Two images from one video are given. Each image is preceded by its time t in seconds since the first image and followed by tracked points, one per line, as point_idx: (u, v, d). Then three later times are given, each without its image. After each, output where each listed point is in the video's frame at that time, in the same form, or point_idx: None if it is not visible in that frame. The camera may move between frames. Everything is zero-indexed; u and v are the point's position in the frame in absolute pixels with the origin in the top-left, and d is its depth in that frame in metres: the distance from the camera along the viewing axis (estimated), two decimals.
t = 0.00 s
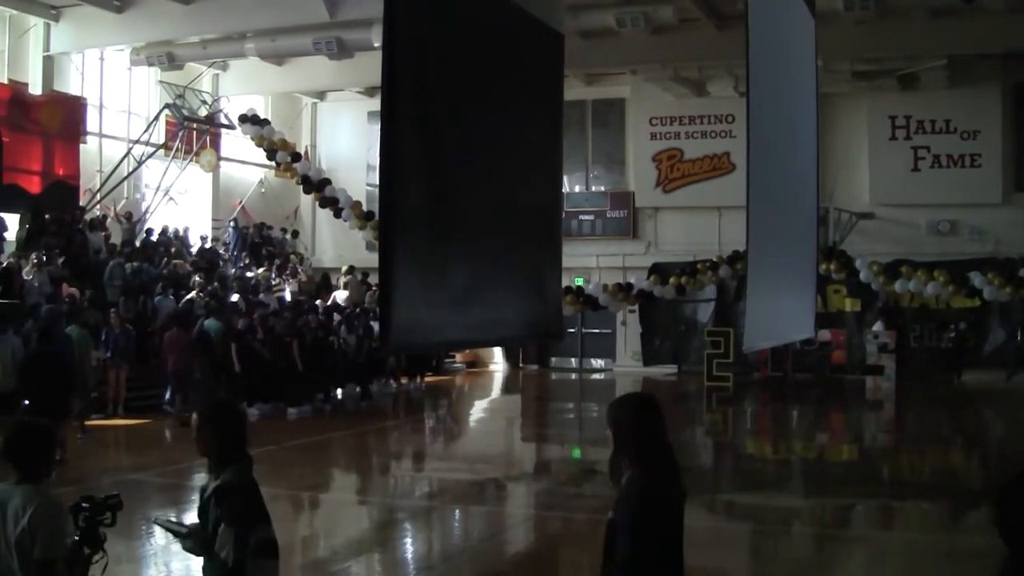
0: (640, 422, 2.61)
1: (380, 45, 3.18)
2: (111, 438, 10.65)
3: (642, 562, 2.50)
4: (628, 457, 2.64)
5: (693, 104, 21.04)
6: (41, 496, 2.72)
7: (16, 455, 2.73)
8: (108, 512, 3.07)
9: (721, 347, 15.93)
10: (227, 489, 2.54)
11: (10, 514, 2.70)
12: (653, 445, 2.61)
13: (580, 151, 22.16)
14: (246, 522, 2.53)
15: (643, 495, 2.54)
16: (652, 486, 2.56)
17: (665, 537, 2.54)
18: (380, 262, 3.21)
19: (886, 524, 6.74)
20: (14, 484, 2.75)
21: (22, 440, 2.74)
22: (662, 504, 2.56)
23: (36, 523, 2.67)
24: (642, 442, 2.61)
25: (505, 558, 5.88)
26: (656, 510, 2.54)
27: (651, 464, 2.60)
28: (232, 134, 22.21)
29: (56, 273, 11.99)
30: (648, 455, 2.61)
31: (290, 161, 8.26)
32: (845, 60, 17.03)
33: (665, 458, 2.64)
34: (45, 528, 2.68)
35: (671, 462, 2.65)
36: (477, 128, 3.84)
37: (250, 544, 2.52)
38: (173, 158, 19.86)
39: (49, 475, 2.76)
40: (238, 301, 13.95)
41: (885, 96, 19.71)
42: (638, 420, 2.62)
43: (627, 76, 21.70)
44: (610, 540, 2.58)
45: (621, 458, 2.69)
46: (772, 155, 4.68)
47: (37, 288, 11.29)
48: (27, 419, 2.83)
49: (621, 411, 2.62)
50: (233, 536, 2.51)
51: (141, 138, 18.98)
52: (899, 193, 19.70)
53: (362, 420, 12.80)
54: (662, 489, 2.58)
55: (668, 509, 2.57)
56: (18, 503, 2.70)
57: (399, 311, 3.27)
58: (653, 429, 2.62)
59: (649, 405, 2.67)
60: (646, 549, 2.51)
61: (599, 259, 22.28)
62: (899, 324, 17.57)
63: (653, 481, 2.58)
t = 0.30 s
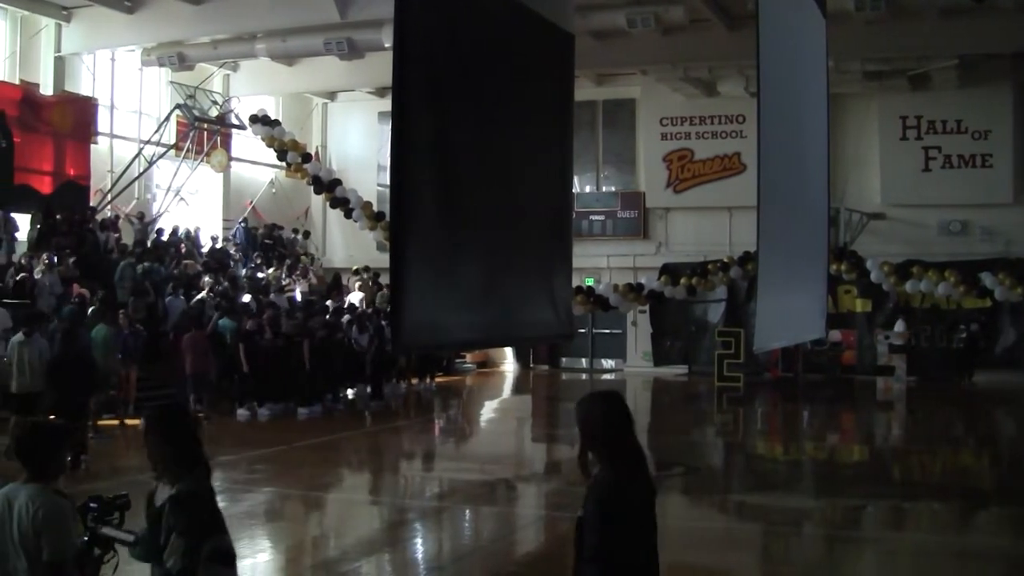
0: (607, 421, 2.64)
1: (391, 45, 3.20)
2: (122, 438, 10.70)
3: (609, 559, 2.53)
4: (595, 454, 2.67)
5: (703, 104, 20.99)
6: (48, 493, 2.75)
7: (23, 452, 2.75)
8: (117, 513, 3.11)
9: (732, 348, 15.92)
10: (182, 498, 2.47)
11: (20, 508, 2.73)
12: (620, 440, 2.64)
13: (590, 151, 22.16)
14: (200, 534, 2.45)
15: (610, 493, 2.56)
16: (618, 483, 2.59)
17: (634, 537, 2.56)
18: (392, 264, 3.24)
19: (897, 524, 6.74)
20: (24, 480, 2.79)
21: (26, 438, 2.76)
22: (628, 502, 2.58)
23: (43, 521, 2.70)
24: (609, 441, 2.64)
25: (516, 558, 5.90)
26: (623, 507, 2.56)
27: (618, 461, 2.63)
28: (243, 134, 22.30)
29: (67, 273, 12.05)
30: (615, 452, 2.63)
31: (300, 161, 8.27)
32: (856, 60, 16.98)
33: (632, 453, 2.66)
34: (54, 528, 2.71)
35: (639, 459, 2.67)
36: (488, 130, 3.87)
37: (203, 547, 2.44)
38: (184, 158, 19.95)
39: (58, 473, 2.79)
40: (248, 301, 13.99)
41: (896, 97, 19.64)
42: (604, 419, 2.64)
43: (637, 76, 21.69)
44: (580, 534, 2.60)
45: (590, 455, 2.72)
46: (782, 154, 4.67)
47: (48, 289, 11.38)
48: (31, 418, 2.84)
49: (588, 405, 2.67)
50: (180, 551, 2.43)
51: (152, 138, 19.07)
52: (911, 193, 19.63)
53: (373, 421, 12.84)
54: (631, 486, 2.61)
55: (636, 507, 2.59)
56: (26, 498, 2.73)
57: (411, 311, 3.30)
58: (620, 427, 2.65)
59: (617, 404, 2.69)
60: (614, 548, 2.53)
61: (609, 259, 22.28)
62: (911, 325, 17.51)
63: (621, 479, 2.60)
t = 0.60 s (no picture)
0: (557, 426, 2.56)
1: (403, 44, 3.21)
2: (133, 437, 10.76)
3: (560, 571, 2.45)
4: (548, 461, 2.58)
5: (713, 104, 20.92)
6: (56, 494, 2.82)
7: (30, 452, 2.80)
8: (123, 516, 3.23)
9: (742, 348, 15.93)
10: (97, 511, 2.59)
11: (28, 509, 2.80)
12: (573, 449, 2.56)
13: (601, 151, 22.15)
14: (104, 551, 2.57)
15: (563, 501, 2.49)
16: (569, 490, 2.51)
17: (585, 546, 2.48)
18: (402, 263, 3.25)
19: (908, 525, 6.72)
20: (32, 482, 2.85)
21: (33, 440, 2.80)
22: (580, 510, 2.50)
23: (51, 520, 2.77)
24: (562, 446, 2.55)
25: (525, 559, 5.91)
26: (575, 517, 2.49)
27: (571, 467, 2.55)
28: (253, 134, 22.39)
29: (78, 274, 12.12)
30: (565, 457, 2.55)
31: (310, 162, 8.25)
32: (867, 60, 16.91)
33: (586, 463, 2.58)
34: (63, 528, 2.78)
35: (591, 468, 2.59)
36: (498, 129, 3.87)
37: (112, 564, 2.58)
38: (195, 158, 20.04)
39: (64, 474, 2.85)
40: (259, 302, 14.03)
41: (906, 97, 19.53)
42: (553, 423, 2.56)
43: (647, 76, 21.68)
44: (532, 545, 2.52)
45: (541, 465, 2.64)
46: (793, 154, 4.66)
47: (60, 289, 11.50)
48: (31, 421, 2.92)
49: (542, 412, 2.59)
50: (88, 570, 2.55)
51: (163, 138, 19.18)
52: (921, 194, 19.53)
53: (383, 421, 12.88)
54: (582, 496, 2.52)
55: (588, 515, 2.52)
56: (35, 499, 2.80)
57: (421, 310, 3.32)
58: (574, 432, 2.57)
59: (568, 410, 2.61)
60: (567, 557, 2.45)
61: (620, 259, 22.27)
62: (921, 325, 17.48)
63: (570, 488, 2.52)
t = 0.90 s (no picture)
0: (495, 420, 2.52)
1: (413, 44, 3.23)
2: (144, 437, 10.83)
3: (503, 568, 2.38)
4: (487, 461, 2.53)
5: (724, 104, 20.90)
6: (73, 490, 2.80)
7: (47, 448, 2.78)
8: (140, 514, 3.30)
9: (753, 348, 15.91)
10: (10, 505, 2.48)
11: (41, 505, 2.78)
12: (510, 444, 2.52)
13: (612, 151, 22.14)
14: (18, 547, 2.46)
15: (503, 496, 2.43)
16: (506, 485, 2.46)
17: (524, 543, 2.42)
18: (413, 261, 3.26)
19: (919, 526, 6.70)
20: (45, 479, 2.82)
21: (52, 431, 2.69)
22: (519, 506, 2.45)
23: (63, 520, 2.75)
24: (502, 445, 2.52)
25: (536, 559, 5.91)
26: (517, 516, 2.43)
27: (511, 463, 2.50)
28: (264, 134, 22.47)
29: (89, 274, 12.26)
30: (504, 451, 2.51)
31: (321, 161, 8.28)
32: (878, 60, 16.86)
33: (523, 458, 2.53)
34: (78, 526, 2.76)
35: (529, 463, 2.54)
36: (509, 129, 3.89)
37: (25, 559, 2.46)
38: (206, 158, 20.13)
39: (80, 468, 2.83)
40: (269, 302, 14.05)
41: (918, 97, 19.51)
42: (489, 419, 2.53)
43: (658, 76, 21.65)
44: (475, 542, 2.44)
45: (478, 464, 2.58)
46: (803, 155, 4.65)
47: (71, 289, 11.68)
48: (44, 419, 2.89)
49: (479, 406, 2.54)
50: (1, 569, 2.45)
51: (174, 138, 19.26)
52: (933, 194, 19.46)
53: (392, 421, 12.89)
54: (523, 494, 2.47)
55: (527, 511, 2.46)
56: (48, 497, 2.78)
57: (431, 309, 3.33)
58: (510, 430, 2.53)
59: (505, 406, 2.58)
60: (508, 553, 2.38)
61: (631, 259, 22.24)
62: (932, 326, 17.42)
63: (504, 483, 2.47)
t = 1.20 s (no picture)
0: (411, 427, 2.49)
1: (424, 45, 3.24)
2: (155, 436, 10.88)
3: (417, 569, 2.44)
4: (403, 464, 2.53)
5: (735, 104, 20.86)
6: (83, 494, 2.80)
7: (65, 449, 2.81)
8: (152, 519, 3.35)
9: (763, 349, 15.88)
10: None
11: (54, 508, 2.78)
12: (427, 450, 2.51)
13: (622, 151, 22.12)
14: None
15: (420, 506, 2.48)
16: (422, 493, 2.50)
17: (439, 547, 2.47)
18: (424, 262, 3.28)
19: (931, 526, 6.67)
20: (60, 481, 2.84)
21: (72, 434, 2.82)
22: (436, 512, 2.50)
23: (72, 524, 2.75)
24: (418, 447, 2.50)
25: (546, 559, 5.92)
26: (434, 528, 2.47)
27: (429, 472, 2.51)
28: (275, 134, 22.53)
29: (99, 273, 12.25)
30: (421, 461, 2.51)
31: (331, 161, 8.29)
32: (889, 60, 16.82)
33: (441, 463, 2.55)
34: (87, 532, 2.75)
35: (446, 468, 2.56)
36: (520, 130, 3.89)
37: None
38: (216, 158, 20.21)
39: (93, 471, 2.84)
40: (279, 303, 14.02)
41: (929, 96, 19.44)
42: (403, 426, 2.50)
43: (668, 76, 21.62)
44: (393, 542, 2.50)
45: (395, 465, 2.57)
46: (814, 154, 4.64)
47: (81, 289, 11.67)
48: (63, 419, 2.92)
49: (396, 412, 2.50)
50: None
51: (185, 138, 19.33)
52: (943, 194, 19.37)
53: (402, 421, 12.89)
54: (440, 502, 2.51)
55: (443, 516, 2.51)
56: (62, 499, 2.78)
57: (442, 310, 3.35)
58: (428, 433, 2.51)
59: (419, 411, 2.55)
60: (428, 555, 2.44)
61: (641, 259, 22.21)
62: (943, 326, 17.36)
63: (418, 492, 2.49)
